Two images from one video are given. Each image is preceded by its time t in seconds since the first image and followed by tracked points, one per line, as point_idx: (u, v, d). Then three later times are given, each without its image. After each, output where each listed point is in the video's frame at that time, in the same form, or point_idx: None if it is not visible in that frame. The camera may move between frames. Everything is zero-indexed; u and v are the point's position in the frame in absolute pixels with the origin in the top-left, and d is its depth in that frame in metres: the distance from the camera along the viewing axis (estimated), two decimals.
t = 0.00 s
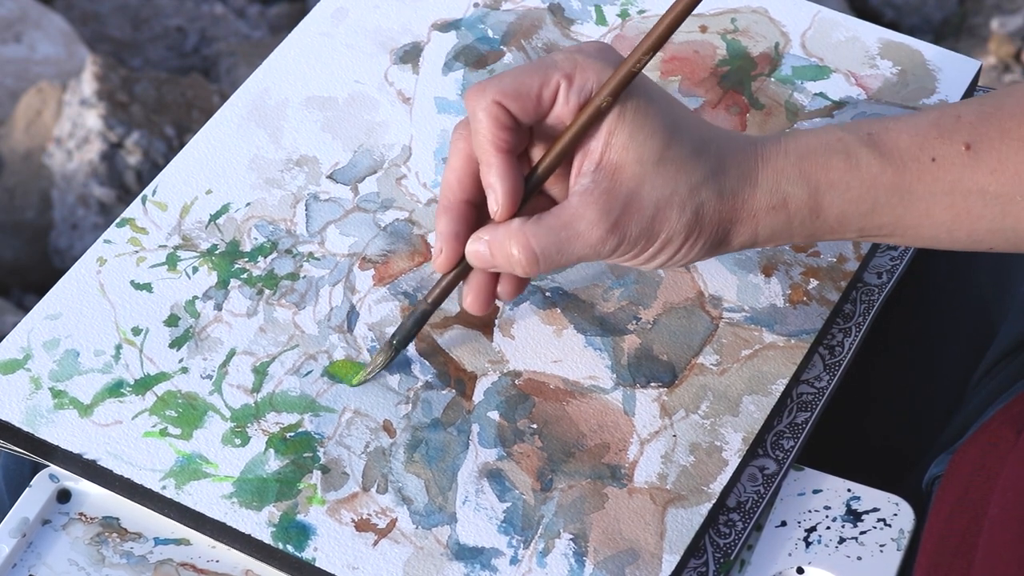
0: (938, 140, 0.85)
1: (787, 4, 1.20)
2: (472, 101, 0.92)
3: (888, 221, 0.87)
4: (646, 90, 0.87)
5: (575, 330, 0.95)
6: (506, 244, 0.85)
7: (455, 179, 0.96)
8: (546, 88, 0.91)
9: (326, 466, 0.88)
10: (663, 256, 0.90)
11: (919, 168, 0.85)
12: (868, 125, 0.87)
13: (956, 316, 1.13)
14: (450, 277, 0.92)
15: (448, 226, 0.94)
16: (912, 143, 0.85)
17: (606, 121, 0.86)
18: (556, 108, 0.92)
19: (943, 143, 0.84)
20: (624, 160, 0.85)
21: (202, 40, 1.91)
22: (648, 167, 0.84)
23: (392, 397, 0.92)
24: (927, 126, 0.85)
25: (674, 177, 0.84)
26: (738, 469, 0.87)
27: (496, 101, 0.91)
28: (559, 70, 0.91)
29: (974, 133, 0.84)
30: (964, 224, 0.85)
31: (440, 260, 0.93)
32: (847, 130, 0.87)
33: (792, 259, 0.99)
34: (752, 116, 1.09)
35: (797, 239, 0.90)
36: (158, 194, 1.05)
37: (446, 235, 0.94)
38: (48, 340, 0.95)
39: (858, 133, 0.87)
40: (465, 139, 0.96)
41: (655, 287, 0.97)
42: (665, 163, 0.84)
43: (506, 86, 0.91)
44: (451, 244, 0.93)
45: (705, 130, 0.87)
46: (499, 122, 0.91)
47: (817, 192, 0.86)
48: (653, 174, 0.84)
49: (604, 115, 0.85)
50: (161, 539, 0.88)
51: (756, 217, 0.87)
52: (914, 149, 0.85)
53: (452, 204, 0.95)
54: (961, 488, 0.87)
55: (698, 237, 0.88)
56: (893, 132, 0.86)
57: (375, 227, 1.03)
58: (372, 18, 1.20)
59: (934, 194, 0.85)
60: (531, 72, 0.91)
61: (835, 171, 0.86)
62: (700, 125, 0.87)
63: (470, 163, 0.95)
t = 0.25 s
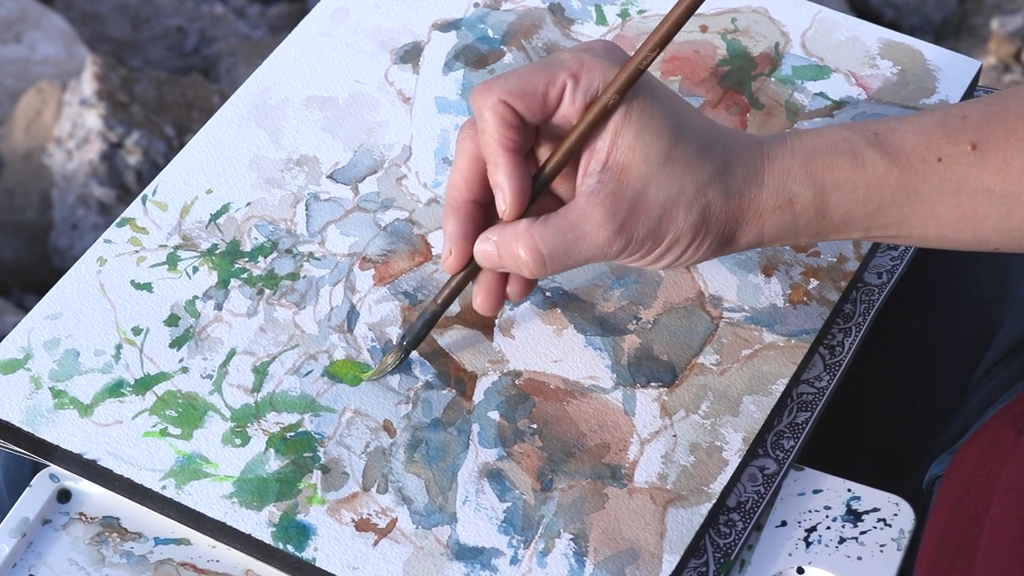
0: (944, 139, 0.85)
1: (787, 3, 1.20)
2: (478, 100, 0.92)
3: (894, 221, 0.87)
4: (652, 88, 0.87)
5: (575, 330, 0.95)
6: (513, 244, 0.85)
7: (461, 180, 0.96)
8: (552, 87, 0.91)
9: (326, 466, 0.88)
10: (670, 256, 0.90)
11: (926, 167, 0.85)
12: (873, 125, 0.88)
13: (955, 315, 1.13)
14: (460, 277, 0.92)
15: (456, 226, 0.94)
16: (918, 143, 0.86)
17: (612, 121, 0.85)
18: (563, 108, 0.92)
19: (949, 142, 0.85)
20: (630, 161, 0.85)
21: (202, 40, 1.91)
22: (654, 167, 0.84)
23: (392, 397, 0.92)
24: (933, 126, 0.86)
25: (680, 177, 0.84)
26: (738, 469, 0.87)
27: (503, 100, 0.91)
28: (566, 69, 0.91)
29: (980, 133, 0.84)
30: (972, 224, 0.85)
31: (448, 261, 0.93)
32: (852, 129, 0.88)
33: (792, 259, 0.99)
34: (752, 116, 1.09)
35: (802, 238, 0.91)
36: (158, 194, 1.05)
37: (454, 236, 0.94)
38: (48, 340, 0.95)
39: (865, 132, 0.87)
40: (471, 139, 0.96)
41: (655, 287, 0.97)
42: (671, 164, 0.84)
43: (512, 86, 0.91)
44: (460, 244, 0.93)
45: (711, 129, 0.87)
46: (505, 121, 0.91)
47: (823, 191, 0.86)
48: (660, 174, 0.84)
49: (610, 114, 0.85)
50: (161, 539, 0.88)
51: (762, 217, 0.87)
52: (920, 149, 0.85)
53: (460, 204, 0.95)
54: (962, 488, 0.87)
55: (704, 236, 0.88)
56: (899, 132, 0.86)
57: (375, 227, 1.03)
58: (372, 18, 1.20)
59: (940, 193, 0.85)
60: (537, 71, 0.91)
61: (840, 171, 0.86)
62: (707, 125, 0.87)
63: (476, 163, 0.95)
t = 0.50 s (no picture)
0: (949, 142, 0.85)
1: (787, 4, 1.20)
2: (482, 103, 0.92)
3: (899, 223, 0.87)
4: (655, 90, 0.87)
5: (575, 330, 0.95)
6: (519, 249, 0.85)
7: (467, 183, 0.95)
8: (556, 90, 0.91)
9: (326, 466, 0.88)
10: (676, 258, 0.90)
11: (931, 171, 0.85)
12: (878, 128, 0.88)
13: (955, 315, 1.13)
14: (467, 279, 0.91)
15: (462, 230, 0.93)
16: (922, 145, 0.86)
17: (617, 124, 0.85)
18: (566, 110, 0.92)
19: (953, 145, 0.85)
20: (634, 164, 0.85)
21: (202, 40, 1.91)
22: (660, 171, 0.84)
23: (392, 397, 0.92)
24: (938, 128, 0.86)
25: (685, 180, 0.84)
26: (738, 469, 0.87)
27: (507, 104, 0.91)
28: (570, 72, 0.90)
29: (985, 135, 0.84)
30: (978, 226, 0.85)
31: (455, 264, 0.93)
32: (857, 132, 0.88)
33: (792, 259, 0.99)
34: (752, 116, 1.09)
35: (807, 241, 0.91)
36: (158, 194, 1.05)
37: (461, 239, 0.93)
38: (48, 340, 0.95)
39: (870, 135, 0.87)
40: (476, 142, 0.95)
41: (655, 287, 0.97)
42: (676, 167, 0.84)
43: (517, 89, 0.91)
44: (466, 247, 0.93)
45: (716, 131, 0.87)
46: (509, 124, 0.91)
47: (827, 193, 0.87)
48: (665, 178, 0.84)
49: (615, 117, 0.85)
50: (161, 539, 0.88)
51: (767, 219, 0.87)
52: (924, 152, 0.85)
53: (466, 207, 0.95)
54: (962, 488, 0.87)
55: (710, 239, 0.88)
56: (904, 135, 0.86)
57: (375, 227, 1.03)
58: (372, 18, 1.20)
59: (944, 196, 0.85)
60: (539, 74, 0.91)
61: (845, 173, 0.86)
62: (712, 127, 0.87)
63: (481, 166, 0.95)
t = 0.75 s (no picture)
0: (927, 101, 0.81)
1: (787, 3, 1.20)
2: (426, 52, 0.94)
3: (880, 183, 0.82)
4: (641, 36, 0.86)
5: (576, 330, 0.95)
6: (453, 135, 0.84)
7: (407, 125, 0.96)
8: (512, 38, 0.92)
9: (326, 466, 0.88)
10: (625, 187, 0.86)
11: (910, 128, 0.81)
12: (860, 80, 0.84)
13: (954, 314, 1.13)
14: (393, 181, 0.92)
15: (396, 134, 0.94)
16: (899, 99, 0.82)
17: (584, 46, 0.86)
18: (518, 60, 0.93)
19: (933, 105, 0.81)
20: (601, 79, 0.84)
21: (202, 40, 1.91)
22: (622, 89, 0.83)
23: (392, 397, 0.92)
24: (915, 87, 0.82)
25: (648, 100, 0.82)
26: (738, 469, 0.87)
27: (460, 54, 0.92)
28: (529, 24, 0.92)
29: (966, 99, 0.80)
30: (956, 190, 0.81)
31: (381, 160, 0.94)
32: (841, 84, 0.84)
33: (792, 259, 0.99)
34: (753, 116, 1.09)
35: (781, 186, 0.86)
36: (158, 194, 1.05)
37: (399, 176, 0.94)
38: (48, 341, 0.95)
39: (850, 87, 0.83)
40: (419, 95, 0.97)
41: (655, 287, 0.97)
42: (639, 84, 0.82)
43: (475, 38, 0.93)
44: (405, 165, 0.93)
45: (693, 73, 0.85)
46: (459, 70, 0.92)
47: (801, 135, 0.83)
48: (626, 96, 0.82)
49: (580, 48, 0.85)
50: (161, 539, 0.88)
51: (735, 155, 0.83)
52: (902, 105, 0.81)
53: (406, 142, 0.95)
54: (962, 488, 0.87)
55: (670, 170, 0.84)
56: (883, 87, 0.82)
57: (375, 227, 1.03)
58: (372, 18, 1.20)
59: (921, 158, 0.81)
60: (534, 29, 0.92)
61: (823, 118, 0.82)
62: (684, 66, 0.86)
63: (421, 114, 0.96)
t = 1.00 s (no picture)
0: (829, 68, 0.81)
1: (787, 4, 1.20)
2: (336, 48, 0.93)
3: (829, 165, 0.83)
4: (528, 26, 0.85)
5: (576, 330, 0.95)
6: (368, 133, 0.83)
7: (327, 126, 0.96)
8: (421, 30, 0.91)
9: (326, 466, 0.88)
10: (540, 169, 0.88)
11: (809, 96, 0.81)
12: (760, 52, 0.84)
13: (954, 314, 1.13)
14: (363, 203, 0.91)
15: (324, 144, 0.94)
16: (800, 71, 0.82)
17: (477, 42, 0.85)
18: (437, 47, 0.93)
19: (831, 72, 0.80)
20: (493, 71, 0.84)
21: (202, 40, 1.91)
22: (518, 79, 0.83)
23: (392, 397, 0.92)
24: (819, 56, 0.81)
25: (541, 90, 0.83)
26: (738, 469, 0.87)
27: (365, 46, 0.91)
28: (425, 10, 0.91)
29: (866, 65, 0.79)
30: (859, 160, 0.81)
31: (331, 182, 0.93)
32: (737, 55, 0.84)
33: (792, 259, 0.99)
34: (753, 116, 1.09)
35: (686, 160, 0.87)
36: (158, 194, 1.05)
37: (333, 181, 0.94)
38: (48, 341, 0.95)
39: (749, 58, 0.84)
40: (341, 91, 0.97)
41: (655, 287, 0.97)
42: (534, 74, 0.83)
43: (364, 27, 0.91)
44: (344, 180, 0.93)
45: (578, 52, 0.85)
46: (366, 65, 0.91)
47: (701, 108, 0.83)
48: (522, 86, 0.83)
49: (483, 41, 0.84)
50: (162, 539, 0.88)
51: (634, 133, 0.84)
52: (802, 76, 0.81)
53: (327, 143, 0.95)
54: (961, 488, 0.87)
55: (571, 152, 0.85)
56: (784, 59, 0.83)
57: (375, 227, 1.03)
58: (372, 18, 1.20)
59: (822, 123, 0.81)
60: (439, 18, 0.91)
61: (722, 92, 0.83)
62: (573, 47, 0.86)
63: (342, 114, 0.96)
